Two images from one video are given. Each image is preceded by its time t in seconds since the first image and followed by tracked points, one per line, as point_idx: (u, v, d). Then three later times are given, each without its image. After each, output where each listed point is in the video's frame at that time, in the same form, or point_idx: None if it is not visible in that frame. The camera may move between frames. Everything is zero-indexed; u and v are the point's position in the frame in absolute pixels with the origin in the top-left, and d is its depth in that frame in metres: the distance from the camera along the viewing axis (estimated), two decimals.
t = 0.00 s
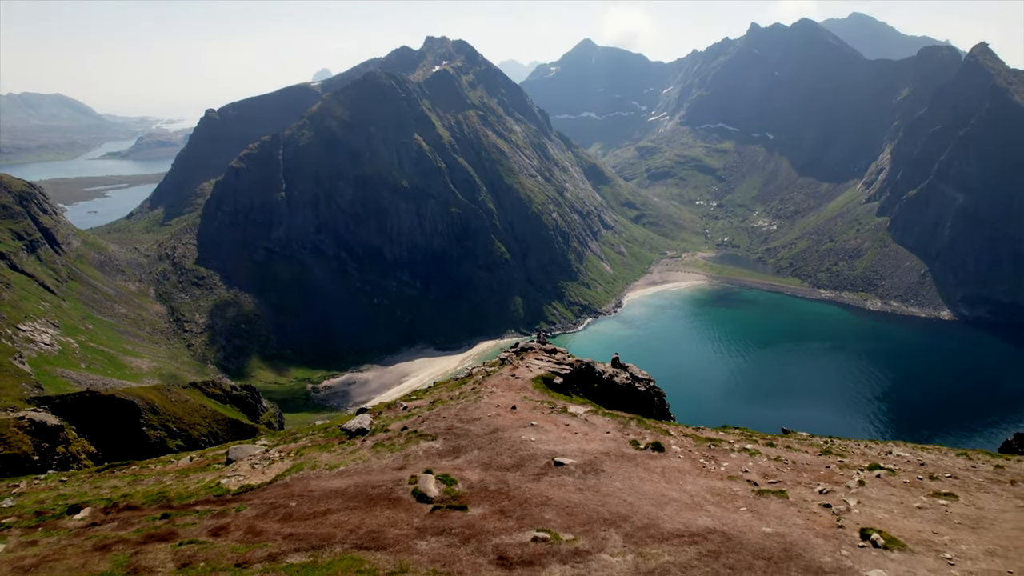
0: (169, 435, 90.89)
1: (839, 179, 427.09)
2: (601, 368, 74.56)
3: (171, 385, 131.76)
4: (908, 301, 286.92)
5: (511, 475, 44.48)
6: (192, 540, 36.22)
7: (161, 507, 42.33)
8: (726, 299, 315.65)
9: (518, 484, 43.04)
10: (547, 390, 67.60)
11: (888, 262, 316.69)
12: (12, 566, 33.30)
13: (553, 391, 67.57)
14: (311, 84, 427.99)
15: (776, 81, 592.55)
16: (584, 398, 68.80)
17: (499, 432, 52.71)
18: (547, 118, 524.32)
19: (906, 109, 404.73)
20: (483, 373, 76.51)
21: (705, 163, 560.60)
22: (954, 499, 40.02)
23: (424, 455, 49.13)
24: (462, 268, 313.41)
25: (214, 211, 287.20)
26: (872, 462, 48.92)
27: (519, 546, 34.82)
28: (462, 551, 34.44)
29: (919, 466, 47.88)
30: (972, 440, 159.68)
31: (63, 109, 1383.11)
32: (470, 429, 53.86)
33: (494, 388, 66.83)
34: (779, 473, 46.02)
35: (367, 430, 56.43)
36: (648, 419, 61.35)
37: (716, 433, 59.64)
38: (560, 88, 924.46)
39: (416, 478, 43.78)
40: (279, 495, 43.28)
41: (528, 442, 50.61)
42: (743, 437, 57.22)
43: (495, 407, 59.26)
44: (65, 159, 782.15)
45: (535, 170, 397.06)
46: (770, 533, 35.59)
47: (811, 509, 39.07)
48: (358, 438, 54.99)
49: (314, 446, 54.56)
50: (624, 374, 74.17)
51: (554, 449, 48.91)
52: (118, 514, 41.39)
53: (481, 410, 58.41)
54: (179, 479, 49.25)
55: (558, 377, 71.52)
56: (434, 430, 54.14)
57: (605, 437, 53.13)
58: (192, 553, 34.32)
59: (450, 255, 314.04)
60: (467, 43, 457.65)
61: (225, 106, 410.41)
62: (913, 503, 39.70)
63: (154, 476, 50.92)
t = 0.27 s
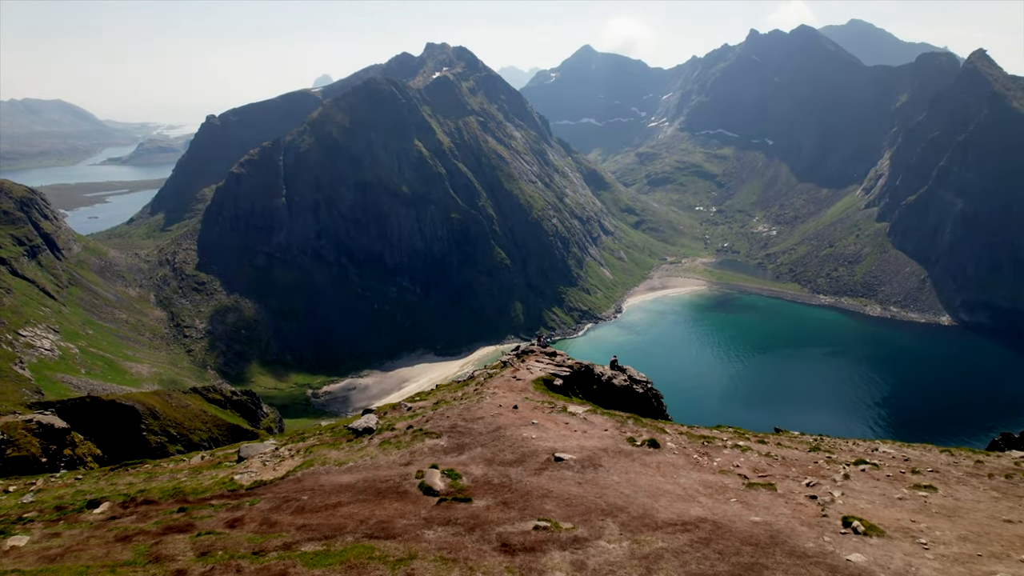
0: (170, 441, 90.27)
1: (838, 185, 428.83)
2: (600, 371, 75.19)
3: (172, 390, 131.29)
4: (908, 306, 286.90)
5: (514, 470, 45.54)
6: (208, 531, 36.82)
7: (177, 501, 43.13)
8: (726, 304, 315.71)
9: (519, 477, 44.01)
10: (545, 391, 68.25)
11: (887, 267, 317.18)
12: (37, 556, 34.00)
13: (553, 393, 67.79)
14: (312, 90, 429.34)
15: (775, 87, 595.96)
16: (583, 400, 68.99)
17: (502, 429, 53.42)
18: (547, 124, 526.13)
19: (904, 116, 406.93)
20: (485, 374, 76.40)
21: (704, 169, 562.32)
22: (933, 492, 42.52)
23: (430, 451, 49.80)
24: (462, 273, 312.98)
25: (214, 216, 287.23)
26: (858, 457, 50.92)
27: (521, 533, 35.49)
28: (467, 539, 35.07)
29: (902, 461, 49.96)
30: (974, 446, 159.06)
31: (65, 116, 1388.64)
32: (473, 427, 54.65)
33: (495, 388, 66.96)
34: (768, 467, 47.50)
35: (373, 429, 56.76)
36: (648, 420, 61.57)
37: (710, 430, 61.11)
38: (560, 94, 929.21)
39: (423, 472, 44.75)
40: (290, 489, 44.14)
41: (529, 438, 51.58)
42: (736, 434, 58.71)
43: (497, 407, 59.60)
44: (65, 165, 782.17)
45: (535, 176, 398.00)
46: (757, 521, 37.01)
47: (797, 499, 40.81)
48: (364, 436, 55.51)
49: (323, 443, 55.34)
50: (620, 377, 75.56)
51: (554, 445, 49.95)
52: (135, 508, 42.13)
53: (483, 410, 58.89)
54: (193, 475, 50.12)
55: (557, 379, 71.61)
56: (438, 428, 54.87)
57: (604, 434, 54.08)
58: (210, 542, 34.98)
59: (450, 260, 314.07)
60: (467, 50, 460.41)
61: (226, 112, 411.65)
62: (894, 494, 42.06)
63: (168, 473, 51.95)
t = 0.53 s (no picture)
0: (170, 446, 89.42)
1: (838, 190, 430.29)
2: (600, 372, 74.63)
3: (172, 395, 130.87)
4: (908, 311, 286.79)
5: (516, 466, 46.13)
6: (223, 525, 38.00)
7: (191, 497, 44.00)
8: (726, 309, 315.59)
9: (521, 473, 44.89)
10: (546, 392, 68.09)
11: (887, 272, 317.61)
12: (59, 548, 35.22)
13: (552, 394, 67.83)
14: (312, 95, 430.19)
15: (774, 93, 598.38)
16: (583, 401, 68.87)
17: (505, 428, 53.74)
18: (547, 129, 527.29)
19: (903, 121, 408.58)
20: (487, 376, 76.58)
21: (704, 174, 563.76)
22: (915, 486, 44.13)
23: (435, 448, 50.16)
24: (462, 279, 312.95)
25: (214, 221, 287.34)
26: (847, 454, 52.27)
27: (523, 525, 36.87)
28: (472, 530, 36.38)
29: (889, 458, 51.33)
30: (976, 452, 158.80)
31: (66, 121, 1391.55)
32: (477, 425, 55.04)
33: (496, 390, 67.14)
34: (760, 463, 48.55)
35: (378, 429, 56.65)
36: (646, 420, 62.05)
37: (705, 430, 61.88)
38: (559, 99, 931.19)
39: (428, 469, 45.33)
40: (301, 485, 44.67)
41: (531, 436, 52.03)
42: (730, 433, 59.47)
43: (500, 407, 59.56)
44: (65, 170, 781.66)
45: (535, 182, 398.73)
46: (748, 513, 38.54)
47: (787, 494, 42.07)
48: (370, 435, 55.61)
49: (331, 442, 55.49)
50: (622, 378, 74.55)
51: (554, 443, 50.56)
52: (151, 504, 42.98)
53: (485, 410, 59.04)
54: (206, 473, 50.61)
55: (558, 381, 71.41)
56: (442, 427, 54.87)
57: (602, 432, 54.57)
58: (225, 534, 36.27)
59: (450, 265, 313.93)
60: (467, 55, 461.81)
61: (226, 117, 412.33)
62: (879, 488, 43.72)
63: (180, 471, 52.25)
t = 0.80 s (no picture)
0: (170, 450, 88.22)
1: (838, 195, 431.46)
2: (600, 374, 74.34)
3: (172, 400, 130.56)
4: (908, 316, 286.84)
5: (517, 464, 46.06)
6: (235, 520, 38.16)
7: (202, 494, 43.91)
8: (725, 314, 315.70)
9: (523, 471, 44.86)
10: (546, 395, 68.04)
11: (887, 277, 317.99)
12: (77, 542, 35.33)
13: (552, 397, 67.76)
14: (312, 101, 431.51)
15: (773, 99, 601.05)
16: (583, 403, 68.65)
17: (507, 428, 53.67)
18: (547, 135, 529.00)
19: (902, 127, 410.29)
20: (488, 378, 76.46)
21: (704, 179, 565.36)
22: (901, 481, 44.68)
23: (439, 448, 50.04)
24: (462, 283, 312.84)
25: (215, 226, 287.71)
26: (836, 452, 52.54)
27: (524, 518, 37.19)
28: (475, 524, 36.64)
29: (877, 456, 51.42)
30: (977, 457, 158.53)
31: (67, 126, 1396.36)
32: (479, 425, 54.98)
33: (497, 391, 67.01)
34: (752, 461, 48.81)
35: (383, 430, 56.46)
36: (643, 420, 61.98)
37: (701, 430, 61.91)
38: (559, 105, 934.74)
39: (433, 467, 45.32)
40: (309, 483, 44.58)
41: (531, 435, 52.07)
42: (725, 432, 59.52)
43: (501, 408, 59.41)
44: (66, 176, 782.91)
45: (535, 187, 399.29)
46: (739, 507, 39.09)
47: (778, 489, 42.62)
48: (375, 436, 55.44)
49: (337, 442, 55.33)
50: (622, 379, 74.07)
51: (554, 441, 50.55)
52: (164, 500, 42.91)
53: (487, 410, 58.94)
54: (216, 472, 50.62)
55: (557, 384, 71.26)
56: (445, 427, 54.80)
57: (600, 431, 54.61)
58: (237, 529, 36.52)
59: (451, 270, 313.76)
60: (467, 61, 463.66)
61: (227, 122, 413.42)
62: (865, 484, 44.23)
63: (190, 471, 52.14)
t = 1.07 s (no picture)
0: (170, 454, 88.43)
1: (837, 199, 432.55)
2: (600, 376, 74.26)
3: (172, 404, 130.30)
4: (908, 320, 286.82)
5: (519, 462, 45.91)
6: (245, 516, 38.17)
7: (212, 492, 43.88)
8: (725, 318, 315.58)
9: (524, 468, 44.75)
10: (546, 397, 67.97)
11: (887, 281, 318.25)
12: (92, 538, 35.87)
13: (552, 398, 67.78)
14: (313, 105, 432.53)
15: (772, 103, 602.89)
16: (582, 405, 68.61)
17: (509, 428, 53.50)
18: (547, 139, 530.24)
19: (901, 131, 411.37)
20: (489, 381, 76.34)
21: (704, 184, 566.65)
22: (889, 479, 44.58)
23: (443, 447, 49.87)
24: (462, 288, 312.64)
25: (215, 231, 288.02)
26: (828, 451, 52.59)
27: (525, 513, 37.14)
28: (478, 519, 36.56)
29: (868, 455, 51.46)
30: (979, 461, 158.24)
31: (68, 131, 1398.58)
32: (481, 425, 54.81)
33: (498, 393, 66.92)
34: (746, 459, 48.79)
35: (387, 430, 56.41)
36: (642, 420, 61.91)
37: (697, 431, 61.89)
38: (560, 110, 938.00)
39: (437, 465, 45.21)
40: (316, 481, 44.49)
41: (530, 434, 52.00)
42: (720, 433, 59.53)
43: (503, 410, 59.29)
44: (67, 180, 784.08)
45: (535, 192, 399.48)
46: (733, 503, 38.97)
47: (771, 486, 42.53)
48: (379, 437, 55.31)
49: (342, 442, 55.26)
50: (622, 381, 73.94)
51: (554, 441, 50.39)
52: (175, 498, 42.82)
53: (488, 411, 58.81)
54: (224, 471, 50.67)
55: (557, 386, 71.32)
56: (448, 427, 54.67)
57: (599, 431, 54.54)
58: (247, 525, 36.53)
59: (451, 274, 313.57)
60: (467, 66, 464.85)
61: (228, 127, 414.70)
62: (855, 481, 44.22)
63: (198, 470, 52.18)
